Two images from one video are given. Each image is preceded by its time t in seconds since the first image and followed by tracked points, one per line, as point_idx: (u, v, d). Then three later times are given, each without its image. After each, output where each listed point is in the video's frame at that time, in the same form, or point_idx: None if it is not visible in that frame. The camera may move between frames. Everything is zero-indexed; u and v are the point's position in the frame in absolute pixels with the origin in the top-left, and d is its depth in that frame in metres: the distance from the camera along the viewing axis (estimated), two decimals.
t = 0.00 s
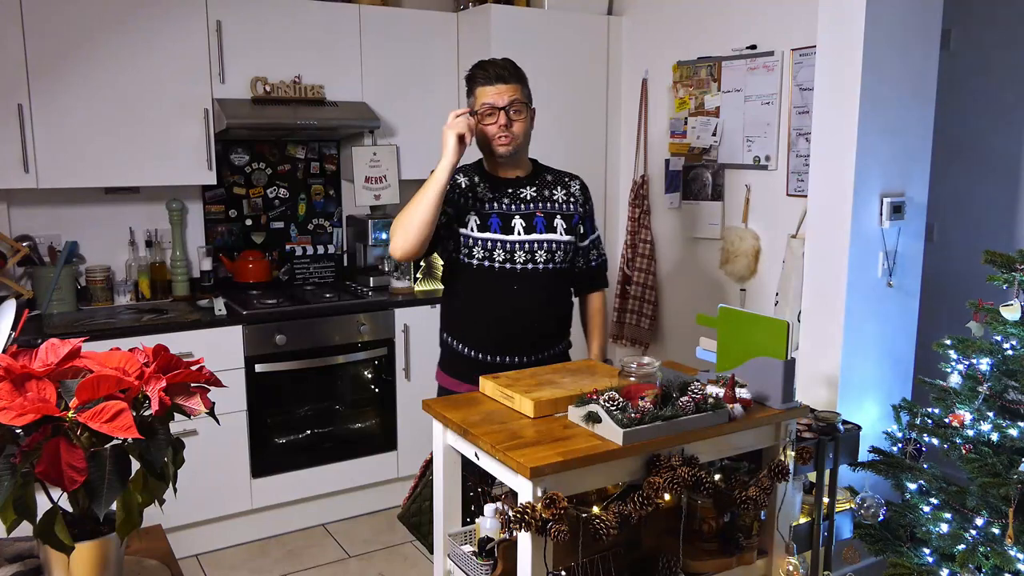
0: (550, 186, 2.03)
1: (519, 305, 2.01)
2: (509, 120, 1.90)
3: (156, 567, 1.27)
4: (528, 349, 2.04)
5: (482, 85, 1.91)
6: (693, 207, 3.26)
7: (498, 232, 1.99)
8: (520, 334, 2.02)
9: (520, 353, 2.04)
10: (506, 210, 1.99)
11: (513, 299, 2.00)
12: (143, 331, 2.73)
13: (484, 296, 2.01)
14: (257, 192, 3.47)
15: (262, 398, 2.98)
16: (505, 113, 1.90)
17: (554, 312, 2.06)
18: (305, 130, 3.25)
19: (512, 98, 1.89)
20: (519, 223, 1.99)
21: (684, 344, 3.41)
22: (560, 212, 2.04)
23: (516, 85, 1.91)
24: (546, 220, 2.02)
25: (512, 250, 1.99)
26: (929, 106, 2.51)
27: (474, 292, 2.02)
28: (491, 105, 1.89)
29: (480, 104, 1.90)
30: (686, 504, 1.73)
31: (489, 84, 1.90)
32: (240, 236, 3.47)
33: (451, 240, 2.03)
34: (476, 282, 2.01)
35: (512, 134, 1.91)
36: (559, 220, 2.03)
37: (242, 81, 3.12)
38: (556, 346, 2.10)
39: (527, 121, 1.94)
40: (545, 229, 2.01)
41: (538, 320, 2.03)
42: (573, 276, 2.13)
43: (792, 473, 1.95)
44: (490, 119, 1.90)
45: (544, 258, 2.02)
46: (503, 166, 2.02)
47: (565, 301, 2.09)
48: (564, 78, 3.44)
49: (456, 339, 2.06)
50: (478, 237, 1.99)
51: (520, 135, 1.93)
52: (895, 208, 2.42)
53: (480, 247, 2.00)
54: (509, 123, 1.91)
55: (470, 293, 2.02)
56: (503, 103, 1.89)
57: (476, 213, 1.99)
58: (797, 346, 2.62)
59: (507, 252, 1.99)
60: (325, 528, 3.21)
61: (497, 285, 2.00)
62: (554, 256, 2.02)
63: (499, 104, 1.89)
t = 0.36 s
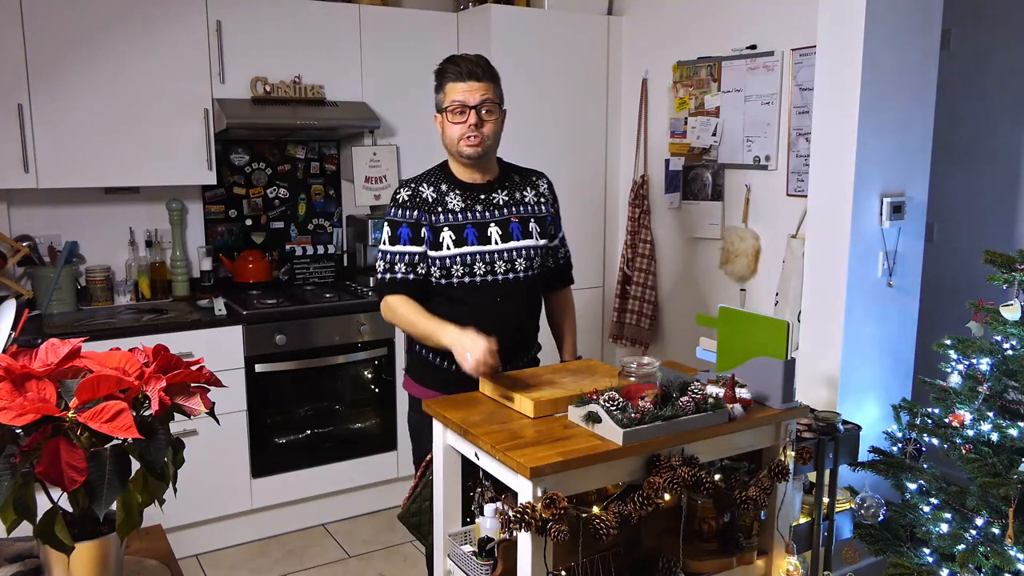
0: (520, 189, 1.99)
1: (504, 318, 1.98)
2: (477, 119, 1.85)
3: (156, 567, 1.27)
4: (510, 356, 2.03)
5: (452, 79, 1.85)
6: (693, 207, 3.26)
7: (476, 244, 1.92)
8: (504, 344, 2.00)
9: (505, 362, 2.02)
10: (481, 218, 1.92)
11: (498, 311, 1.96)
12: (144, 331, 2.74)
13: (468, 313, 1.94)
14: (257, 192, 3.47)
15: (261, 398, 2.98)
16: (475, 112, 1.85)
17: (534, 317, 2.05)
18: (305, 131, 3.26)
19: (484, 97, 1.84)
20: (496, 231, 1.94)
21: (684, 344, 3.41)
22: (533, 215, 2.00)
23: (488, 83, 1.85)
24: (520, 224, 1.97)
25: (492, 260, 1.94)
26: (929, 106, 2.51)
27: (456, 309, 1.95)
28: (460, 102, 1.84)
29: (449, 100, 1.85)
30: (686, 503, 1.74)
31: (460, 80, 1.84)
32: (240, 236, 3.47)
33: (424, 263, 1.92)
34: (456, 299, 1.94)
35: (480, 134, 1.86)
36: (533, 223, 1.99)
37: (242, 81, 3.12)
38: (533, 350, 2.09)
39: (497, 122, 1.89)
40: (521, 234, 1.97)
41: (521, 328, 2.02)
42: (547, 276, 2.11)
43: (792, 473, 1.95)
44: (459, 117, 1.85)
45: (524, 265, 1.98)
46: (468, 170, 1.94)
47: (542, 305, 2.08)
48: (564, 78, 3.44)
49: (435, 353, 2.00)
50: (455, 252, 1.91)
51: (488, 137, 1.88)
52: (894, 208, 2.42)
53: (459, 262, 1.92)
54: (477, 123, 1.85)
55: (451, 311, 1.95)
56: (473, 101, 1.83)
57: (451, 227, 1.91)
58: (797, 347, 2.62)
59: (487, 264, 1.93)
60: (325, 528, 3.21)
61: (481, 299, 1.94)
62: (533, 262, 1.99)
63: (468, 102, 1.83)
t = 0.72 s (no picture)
0: (510, 186, 2.00)
1: (506, 318, 1.99)
2: (469, 120, 1.83)
3: (156, 567, 1.27)
4: (509, 353, 2.05)
5: (443, 81, 1.83)
6: (694, 207, 3.26)
7: (477, 246, 1.92)
8: (504, 343, 2.02)
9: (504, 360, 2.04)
10: (479, 219, 1.92)
11: (500, 311, 1.97)
12: (144, 331, 2.74)
13: (473, 315, 1.95)
14: (257, 192, 3.47)
15: (262, 398, 2.98)
16: (467, 113, 1.82)
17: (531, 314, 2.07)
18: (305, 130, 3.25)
19: (476, 97, 1.82)
20: (494, 232, 1.94)
21: (684, 344, 3.41)
22: (525, 211, 2.01)
23: (479, 83, 1.84)
24: (515, 222, 1.98)
25: (493, 261, 1.94)
26: (929, 106, 2.51)
27: (460, 311, 1.95)
28: (451, 104, 1.81)
29: (439, 102, 1.82)
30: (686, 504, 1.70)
31: (450, 80, 1.82)
32: (239, 236, 3.47)
33: (427, 270, 1.90)
34: (460, 302, 1.94)
35: (474, 135, 1.84)
36: (526, 220, 2.01)
37: (242, 81, 3.12)
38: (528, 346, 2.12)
39: (489, 122, 1.87)
40: (517, 232, 1.98)
41: (520, 325, 2.04)
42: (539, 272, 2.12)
43: (792, 473, 1.95)
44: (451, 119, 1.82)
45: (522, 263, 1.99)
46: (459, 171, 1.92)
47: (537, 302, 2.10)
48: (564, 78, 3.44)
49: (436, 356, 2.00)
50: (457, 256, 1.90)
51: (481, 137, 1.86)
52: (894, 208, 2.42)
53: (462, 266, 1.91)
54: (471, 123, 1.83)
55: (455, 314, 1.95)
56: (464, 102, 1.81)
57: (450, 230, 1.90)
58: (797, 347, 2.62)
59: (489, 265, 1.93)
60: (324, 528, 3.21)
61: (484, 300, 1.95)
62: (530, 259, 2.00)
63: (460, 103, 1.81)
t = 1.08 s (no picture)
0: (532, 181, 2.03)
1: (523, 308, 2.00)
2: (491, 115, 1.85)
3: (155, 567, 1.27)
4: (525, 347, 2.05)
5: (466, 78, 1.85)
6: (694, 207, 3.26)
7: (494, 235, 1.94)
8: (520, 335, 2.02)
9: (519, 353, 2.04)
10: (499, 210, 1.95)
11: (517, 300, 1.99)
12: (144, 331, 2.74)
13: (490, 302, 1.96)
14: (257, 192, 3.47)
15: (262, 398, 2.98)
16: (489, 108, 1.84)
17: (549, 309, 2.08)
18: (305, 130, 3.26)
19: (497, 93, 1.84)
20: (512, 223, 1.97)
21: (684, 344, 3.41)
22: (545, 207, 2.04)
23: (501, 80, 1.86)
24: (535, 216, 2.01)
25: (511, 250, 1.97)
26: (929, 106, 2.51)
27: (477, 298, 1.96)
28: (474, 99, 1.83)
29: (462, 97, 1.85)
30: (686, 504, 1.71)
31: (472, 77, 1.84)
32: (240, 236, 3.47)
33: (445, 254, 1.92)
34: (477, 289, 1.96)
35: (495, 129, 1.86)
36: (546, 215, 2.03)
37: (242, 81, 3.12)
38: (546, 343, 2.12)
39: (510, 117, 1.90)
40: (535, 225, 2.01)
41: (537, 319, 2.04)
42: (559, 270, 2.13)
43: (792, 473, 1.95)
44: (473, 114, 1.85)
45: (539, 256, 2.01)
46: (482, 165, 1.95)
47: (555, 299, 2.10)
48: (564, 78, 3.44)
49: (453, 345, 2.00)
50: (476, 243, 1.93)
51: (503, 131, 1.88)
52: (894, 208, 2.42)
53: (480, 253, 1.93)
54: (493, 118, 1.85)
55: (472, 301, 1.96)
56: (486, 97, 1.83)
57: (470, 218, 1.92)
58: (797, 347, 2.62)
59: (506, 254, 1.96)
60: (324, 528, 3.21)
61: (502, 289, 1.97)
62: (547, 253, 2.02)
63: (482, 98, 1.83)
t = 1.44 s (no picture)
0: (562, 181, 2.04)
1: (542, 306, 2.04)
2: (530, 117, 1.87)
3: (155, 567, 1.27)
4: (544, 343, 2.09)
5: (507, 80, 1.86)
6: (693, 207, 3.26)
7: (520, 233, 1.98)
8: (539, 331, 2.06)
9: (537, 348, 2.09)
10: (526, 209, 1.98)
11: (536, 298, 2.03)
12: (143, 331, 2.73)
13: (509, 298, 2.01)
14: (257, 192, 3.47)
15: (262, 398, 2.98)
16: (529, 110, 1.86)
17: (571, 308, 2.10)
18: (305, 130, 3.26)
19: (536, 96, 1.85)
20: (538, 223, 1.99)
21: (683, 344, 3.41)
22: (573, 206, 2.05)
23: (542, 82, 1.87)
24: (562, 216, 2.03)
25: (534, 249, 2.00)
26: (929, 105, 2.51)
27: (498, 293, 2.01)
28: (515, 101, 1.85)
29: (503, 99, 1.86)
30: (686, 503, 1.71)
31: (514, 79, 1.85)
32: (240, 236, 3.47)
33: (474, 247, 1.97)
34: (498, 285, 2.01)
35: (533, 130, 1.89)
36: (573, 215, 2.04)
37: (242, 81, 3.12)
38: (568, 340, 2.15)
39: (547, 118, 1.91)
40: (562, 225, 2.02)
41: (558, 317, 2.07)
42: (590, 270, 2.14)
43: (792, 472, 1.95)
44: (513, 115, 1.86)
45: (563, 256, 2.03)
46: (516, 164, 1.97)
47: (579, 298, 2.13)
48: (564, 78, 3.44)
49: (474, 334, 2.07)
50: (502, 240, 1.97)
51: (540, 132, 1.90)
52: (894, 208, 2.42)
53: (504, 249, 1.98)
54: (531, 119, 1.87)
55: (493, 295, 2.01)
56: (527, 100, 1.85)
57: (499, 214, 1.96)
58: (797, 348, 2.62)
59: (529, 252, 1.99)
60: (324, 528, 3.21)
61: (521, 286, 2.01)
62: (572, 253, 2.04)
63: (522, 100, 1.85)
